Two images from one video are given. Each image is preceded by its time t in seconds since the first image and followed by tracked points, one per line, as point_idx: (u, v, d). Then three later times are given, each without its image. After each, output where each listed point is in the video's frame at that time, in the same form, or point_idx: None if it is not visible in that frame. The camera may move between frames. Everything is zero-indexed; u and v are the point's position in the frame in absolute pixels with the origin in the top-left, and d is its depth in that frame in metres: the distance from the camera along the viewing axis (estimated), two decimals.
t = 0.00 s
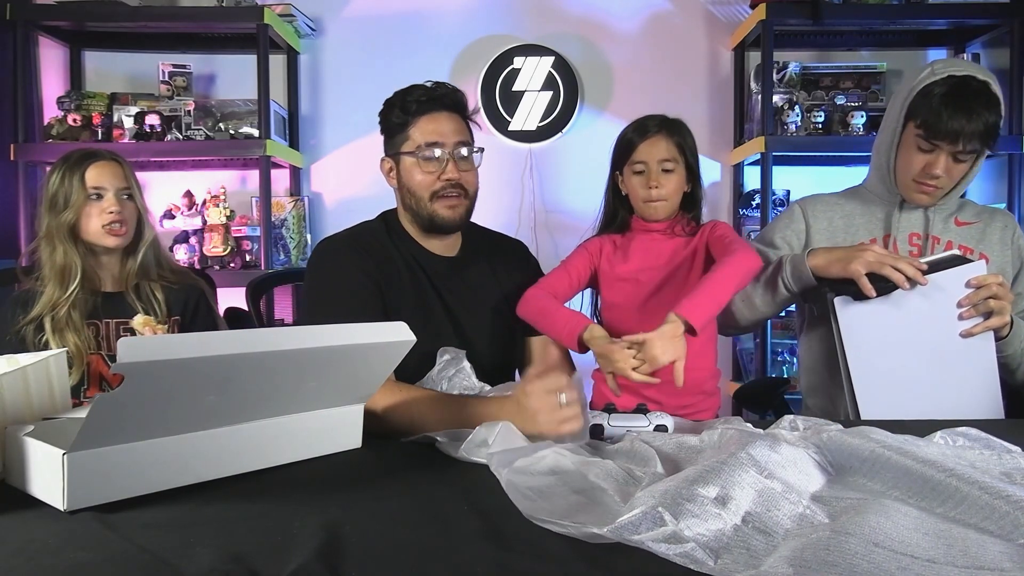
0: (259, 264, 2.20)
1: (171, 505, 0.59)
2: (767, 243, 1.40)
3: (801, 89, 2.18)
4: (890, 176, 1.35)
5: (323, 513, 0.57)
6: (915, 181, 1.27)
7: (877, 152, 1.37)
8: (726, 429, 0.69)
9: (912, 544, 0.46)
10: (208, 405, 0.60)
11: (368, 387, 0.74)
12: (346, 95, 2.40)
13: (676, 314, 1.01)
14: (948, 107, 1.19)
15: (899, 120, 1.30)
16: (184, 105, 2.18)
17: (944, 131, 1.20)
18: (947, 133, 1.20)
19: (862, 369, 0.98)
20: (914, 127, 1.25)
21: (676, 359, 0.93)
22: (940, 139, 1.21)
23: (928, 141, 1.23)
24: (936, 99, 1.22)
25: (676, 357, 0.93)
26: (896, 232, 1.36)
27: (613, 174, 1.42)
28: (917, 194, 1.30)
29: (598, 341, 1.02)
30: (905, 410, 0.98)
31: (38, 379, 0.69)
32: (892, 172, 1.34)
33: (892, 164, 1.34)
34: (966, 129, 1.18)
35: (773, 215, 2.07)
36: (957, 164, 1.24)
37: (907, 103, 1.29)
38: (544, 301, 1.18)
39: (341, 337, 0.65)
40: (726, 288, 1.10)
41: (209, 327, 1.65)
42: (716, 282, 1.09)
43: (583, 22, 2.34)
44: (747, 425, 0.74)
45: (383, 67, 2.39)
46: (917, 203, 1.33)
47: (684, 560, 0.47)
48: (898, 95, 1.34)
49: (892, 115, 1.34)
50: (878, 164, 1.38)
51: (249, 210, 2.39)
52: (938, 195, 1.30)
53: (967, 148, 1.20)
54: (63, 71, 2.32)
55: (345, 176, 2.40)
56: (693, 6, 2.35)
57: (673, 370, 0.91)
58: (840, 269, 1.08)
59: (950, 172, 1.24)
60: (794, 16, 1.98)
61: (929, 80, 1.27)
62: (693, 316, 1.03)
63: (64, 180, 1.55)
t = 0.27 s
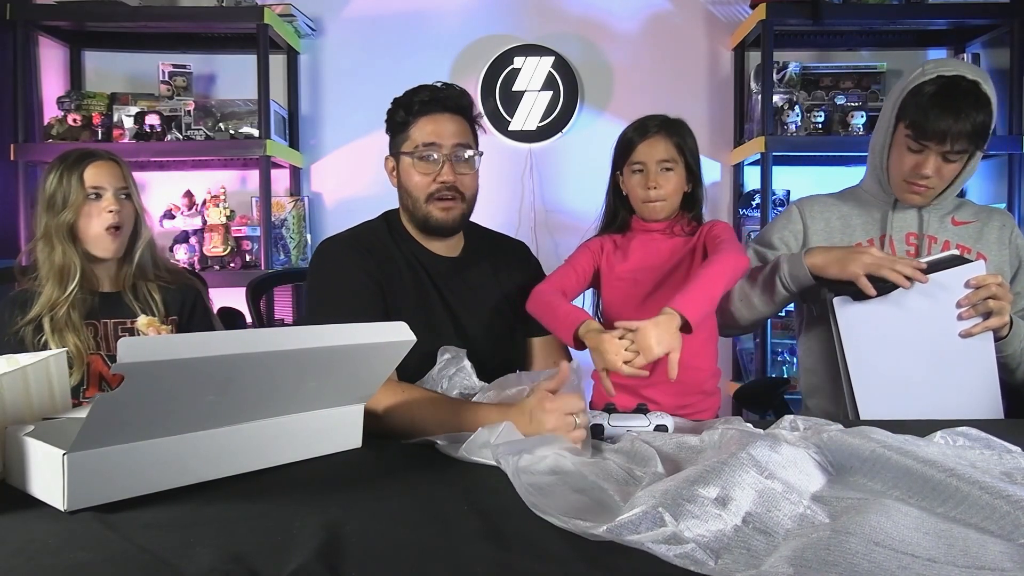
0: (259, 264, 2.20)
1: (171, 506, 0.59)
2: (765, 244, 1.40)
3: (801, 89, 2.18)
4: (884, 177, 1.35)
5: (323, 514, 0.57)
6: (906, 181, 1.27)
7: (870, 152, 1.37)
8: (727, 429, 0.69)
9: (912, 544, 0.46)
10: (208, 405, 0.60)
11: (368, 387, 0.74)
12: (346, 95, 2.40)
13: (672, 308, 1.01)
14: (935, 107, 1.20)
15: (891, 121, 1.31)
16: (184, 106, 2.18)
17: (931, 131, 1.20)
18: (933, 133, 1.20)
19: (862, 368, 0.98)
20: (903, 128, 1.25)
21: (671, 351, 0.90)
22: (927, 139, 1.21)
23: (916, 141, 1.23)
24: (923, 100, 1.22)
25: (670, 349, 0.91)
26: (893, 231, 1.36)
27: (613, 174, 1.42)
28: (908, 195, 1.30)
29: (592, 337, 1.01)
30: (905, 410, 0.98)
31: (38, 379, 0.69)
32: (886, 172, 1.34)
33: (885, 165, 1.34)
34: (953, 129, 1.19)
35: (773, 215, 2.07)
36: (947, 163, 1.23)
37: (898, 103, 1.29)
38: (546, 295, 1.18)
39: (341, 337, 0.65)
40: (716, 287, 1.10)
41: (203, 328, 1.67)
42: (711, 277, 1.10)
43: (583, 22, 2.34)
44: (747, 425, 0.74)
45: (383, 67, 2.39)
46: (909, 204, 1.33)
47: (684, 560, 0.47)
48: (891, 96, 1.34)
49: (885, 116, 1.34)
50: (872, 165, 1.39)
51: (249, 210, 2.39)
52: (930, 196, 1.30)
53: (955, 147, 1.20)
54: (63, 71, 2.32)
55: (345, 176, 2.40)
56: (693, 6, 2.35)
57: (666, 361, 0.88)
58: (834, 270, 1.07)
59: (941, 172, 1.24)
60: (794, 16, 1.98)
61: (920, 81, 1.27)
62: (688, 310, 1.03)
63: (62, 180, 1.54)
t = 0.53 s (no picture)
0: (259, 264, 2.20)
1: (171, 506, 0.59)
2: (764, 245, 1.40)
3: (801, 89, 2.18)
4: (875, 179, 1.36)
5: (323, 514, 0.57)
6: (893, 183, 1.28)
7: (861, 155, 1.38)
8: (726, 429, 0.69)
9: (912, 545, 0.46)
10: (208, 405, 0.60)
11: (367, 387, 0.74)
12: (346, 95, 2.40)
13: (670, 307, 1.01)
14: (914, 108, 1.20)
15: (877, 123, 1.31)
16: (184, 106, 2.18)
17: (911, 132, 1.20)
18: (914, 134, 1.20)
19: (862, 369, 0.98)
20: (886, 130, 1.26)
21: (671, 349, 0.91)
22: (907, 139, 1.21)
23: (898, 143, 1.23)
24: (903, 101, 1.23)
25: (670, 348, 0.91)
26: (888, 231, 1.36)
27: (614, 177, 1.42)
28: (897, 196, 1.30)
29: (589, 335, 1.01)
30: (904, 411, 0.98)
31: (38, 378, 0.69)
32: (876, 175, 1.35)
33: (875, 167, 1.34)
34: (932, 130, 1.19)
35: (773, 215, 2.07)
36: (932, 164, 1.23)
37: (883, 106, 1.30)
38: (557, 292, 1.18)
39: (341, 338, 0.65)
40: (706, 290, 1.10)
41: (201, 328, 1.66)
42: (700, 278, 1.10)
43: (583, 22, 2.34)
44: (747, 425, 0.74)
45: (383, 67, 2.39)
46: (899, 204, 1.33)
47: (684, 560, 0.47)
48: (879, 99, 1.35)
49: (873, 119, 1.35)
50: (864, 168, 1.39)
51: (249, 210, 2.39)
52: (918, 197, 1.30)
53: (937, 147, 1.20)
54: (63, 71, 2.32)
55: (345, 176, 2.40)
56: (693, 6, 2.35)
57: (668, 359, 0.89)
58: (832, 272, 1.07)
59: (927, 173, 1.24)
60: (794, 16, 1.98)
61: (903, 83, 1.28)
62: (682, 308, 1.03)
63: (61, 180, 1.55)
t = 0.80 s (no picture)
0: (259, 264, 2.20)
1: (171, 505, 0.59)
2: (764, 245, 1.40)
3: (801, 89, 2.18)
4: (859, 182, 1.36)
5: (323, 514, 0.57)
6: (872, 187, 1.29)
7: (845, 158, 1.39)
8: (727, 429, 0.69)
9: (912, 545, 0.46)
10: (208, 404, 0.60)
11: (368, 387, 0.74)
12: (346, 96, 2.40)
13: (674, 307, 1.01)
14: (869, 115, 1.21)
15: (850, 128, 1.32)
16: (184, 106, 2.18)
17: (869, 139, 1.21)
18: (872, 139, 1.21)
19: (862, 369, 0.98)
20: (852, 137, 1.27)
21: (677, 349, 0.91)
22: (869, 146, 1.22)
23: (863, 149, 1.24)
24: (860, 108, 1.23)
25: (676, 347, 0.91)
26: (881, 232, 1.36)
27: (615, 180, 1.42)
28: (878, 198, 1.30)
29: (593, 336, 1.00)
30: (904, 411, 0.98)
31: (38, 378, 0.69)
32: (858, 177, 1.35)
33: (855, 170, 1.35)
34: (887, 134, 1.19)
35: (773, 215, 2.07)
36: (902, 163, 1.23)
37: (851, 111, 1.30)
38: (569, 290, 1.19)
39: (341, 337, 0.65)
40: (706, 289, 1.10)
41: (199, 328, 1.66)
42: (698, 277, 1.10)
43: (583, 22, 2.34)
44: (747, 425, 0.74)
45: (383, 67, 2.39)
46: (889, 206, 1.33)
47: (684, 560, 0.47)
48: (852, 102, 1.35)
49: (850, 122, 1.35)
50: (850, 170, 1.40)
51: (249, 210, 2.39)
52: (902, 196, 1.29)
53: (900, 148, 1.20)
54: (63, 71, 2.32)
55: (345, 176, 2.40)
56: (693, 6, 2.35)
57: (674, 358, 0.89)
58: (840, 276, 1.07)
59: (899, 173, 1.24)
60: (794, 16, 1.98)
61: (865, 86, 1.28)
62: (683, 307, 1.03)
63: (62, 179, 1.55)
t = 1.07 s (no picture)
0: (259, 264, 2.20)
1: (172, 505, 0.59)
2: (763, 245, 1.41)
3: (801, 89, 2.18)
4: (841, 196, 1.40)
5: (323, 514, 0.57)
6: (846, 199, 1.33)
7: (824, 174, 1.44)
8: (727, 429, 0.69)
9: (912, 545, 0.46)
10: (208, 404, 0.60)
11: (368, 387, 0.74)
12: (346, 96, 2.40)
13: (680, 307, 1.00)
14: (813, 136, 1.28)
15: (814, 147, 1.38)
16: (184, 105, 2.18)
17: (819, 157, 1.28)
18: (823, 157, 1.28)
19: (863, 369, 0.98)
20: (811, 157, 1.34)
21: (687, 348, 0.90)
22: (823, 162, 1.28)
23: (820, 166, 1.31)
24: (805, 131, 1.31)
25: (686, 346, 0.90)
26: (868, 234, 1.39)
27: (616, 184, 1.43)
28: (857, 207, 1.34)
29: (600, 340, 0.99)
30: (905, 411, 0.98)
31: (39, 378, 0.69)
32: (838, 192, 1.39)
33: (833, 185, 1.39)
34: (831, 148, 1.26)
35: (773, 215, 2.07)
36: (863, 170, 1.27)
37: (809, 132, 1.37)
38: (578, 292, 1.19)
39: (341, 338, 0.65)
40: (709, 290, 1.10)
41: (198, 328, 1.66)
42: (701, 278, 1.10)
43: (583, 22, 2.34)
44: (747, 425, 0.74)
45: (383, 68, 2.39)
46: (875, 211, 1.35)
47: (683, 560, 0.47)
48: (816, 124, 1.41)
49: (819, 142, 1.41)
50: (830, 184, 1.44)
51: (249, 210, 2.39)
52: (878, 199, 1.31)
53: (850, 158, 1.26)
54: (63, 71, 2.32)
55: (345, 176, 2.40)
56: (693, 6, 2.35)
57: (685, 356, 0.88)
58: (852, 262, 1.05)
59: (864, 180, 1.28)
60: (794, 16, 1.98)
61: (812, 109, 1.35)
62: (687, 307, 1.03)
63: (62, 179, 1.55)
